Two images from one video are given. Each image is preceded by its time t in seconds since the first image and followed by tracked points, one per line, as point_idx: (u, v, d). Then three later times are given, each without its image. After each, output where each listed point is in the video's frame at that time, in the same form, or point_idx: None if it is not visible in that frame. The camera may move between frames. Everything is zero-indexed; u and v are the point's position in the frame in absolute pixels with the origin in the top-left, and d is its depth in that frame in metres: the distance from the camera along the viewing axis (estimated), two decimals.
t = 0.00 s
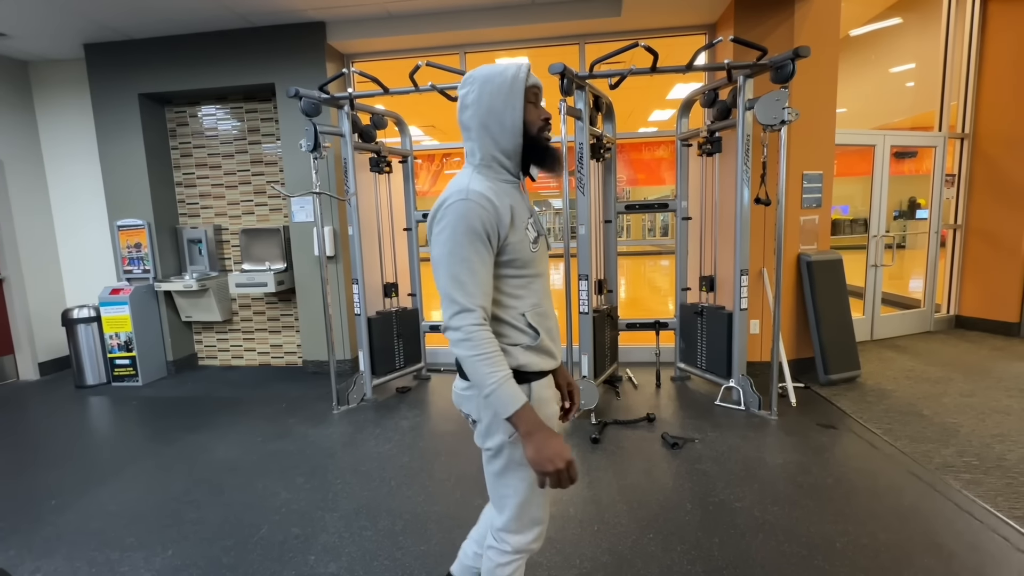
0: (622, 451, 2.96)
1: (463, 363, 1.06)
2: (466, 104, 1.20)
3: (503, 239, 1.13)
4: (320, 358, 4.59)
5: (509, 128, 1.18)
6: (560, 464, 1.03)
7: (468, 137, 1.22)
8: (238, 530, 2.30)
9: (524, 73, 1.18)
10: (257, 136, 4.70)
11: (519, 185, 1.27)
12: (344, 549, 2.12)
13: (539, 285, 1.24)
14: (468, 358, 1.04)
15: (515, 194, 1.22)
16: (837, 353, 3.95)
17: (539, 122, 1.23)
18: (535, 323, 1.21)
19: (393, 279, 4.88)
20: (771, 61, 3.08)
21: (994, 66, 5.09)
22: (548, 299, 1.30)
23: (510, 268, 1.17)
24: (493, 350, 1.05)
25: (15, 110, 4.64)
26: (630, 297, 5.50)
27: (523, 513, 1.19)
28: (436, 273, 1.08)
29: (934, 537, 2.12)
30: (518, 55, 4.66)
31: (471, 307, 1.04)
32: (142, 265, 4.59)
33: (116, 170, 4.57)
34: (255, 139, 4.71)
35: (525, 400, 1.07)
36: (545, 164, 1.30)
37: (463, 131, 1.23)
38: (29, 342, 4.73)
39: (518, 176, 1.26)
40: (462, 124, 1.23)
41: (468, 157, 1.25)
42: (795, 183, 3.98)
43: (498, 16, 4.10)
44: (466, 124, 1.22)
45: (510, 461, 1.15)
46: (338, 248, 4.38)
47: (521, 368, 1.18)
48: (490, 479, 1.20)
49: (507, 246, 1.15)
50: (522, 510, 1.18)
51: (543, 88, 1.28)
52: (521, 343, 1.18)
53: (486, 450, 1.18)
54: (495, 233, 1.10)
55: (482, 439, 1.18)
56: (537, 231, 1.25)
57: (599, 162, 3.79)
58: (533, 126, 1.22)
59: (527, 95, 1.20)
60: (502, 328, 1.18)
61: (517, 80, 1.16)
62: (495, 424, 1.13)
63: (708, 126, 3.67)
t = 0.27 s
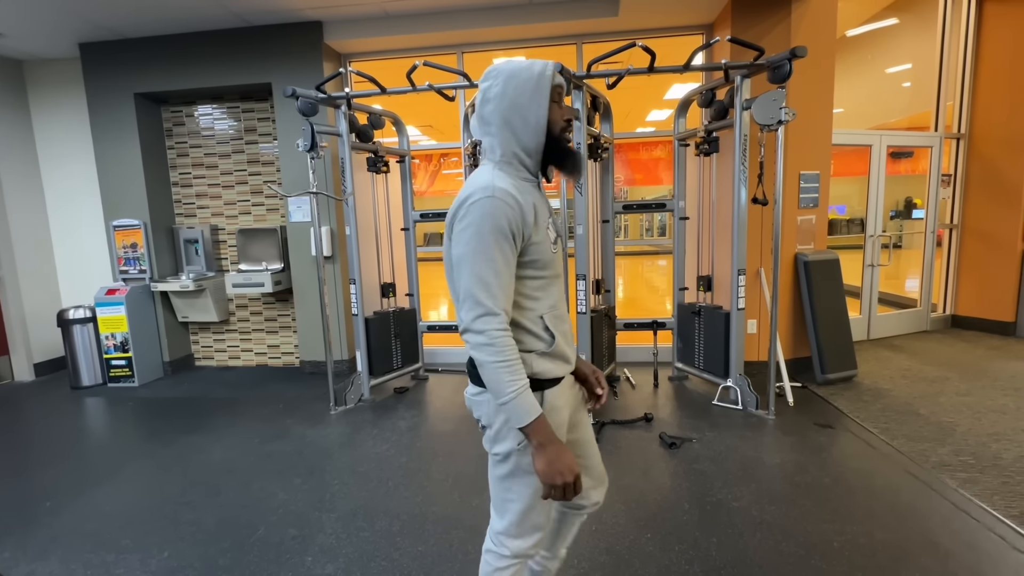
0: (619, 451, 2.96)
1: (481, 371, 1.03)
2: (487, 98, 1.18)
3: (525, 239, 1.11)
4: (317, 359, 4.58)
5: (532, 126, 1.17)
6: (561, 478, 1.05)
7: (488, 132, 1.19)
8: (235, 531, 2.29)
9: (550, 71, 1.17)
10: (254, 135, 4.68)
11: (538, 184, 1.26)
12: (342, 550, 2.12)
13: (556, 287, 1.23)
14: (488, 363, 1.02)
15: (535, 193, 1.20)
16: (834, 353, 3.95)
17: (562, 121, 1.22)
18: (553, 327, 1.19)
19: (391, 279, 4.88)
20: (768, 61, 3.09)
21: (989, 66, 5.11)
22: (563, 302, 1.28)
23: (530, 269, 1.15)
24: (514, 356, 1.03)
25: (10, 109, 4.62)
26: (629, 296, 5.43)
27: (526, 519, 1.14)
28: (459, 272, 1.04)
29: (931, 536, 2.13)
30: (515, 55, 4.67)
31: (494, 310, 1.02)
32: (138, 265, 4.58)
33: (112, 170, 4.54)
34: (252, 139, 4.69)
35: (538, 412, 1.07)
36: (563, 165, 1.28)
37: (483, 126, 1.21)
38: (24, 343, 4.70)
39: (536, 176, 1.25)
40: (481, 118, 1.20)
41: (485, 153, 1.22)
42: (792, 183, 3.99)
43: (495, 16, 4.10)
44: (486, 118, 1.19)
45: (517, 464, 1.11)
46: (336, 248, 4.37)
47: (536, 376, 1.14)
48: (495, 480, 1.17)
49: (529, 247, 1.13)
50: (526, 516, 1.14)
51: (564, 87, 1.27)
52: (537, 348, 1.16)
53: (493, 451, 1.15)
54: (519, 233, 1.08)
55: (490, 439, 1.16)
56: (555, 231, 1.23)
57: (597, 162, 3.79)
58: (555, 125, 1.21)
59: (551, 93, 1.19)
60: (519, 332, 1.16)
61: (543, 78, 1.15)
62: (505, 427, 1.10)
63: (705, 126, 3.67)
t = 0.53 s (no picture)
0: (617, 450, 2.96)
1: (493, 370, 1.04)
2: (522, 97, 1.17)
3: (551, 240, 1.11)
4: (314, 359, 4.57)
5: (566, 127, 1.16)
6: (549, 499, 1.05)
7: (522, 131, 1.19)
8: (231, 532, 2.28)
9: (585, 73, 1.16)
10: (250, 135, 4.67)
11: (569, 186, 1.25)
12: (339, 551, 2.11)
13: (580, 291, 1.21)
14: (501, 362, 1.03)
15: (565, 195, 1.19)
16: (831, 353, 3.96)
17: (597, 124, 1.21)
18: (573, 331, 1.18)
19: (388, 279, 4.86)
20: (765, 61, 3.09)
21: (985, 66, 5.13)
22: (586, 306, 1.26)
23: (554, 271, 1.15)
24: (526, 358, 1.04)
25: (3, 109, 4.58)
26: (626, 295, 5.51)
27: (527, 520, 1.15)
28: (481, 269, 1.04)
29: (928, 535, 2.13)
30: (513, 55, 4.67)
31: (513, 310, 1.02)
32: (133, 265, 4.55)
33: (107, 169, 4.52)
34: (248, 138, 4.67)
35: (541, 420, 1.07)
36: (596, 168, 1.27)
37: (516, 124, 1.20)
38: (18, 344, 4.67)
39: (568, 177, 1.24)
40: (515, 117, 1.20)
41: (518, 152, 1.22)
42: (789, 183, 3.99)
43: (492, 15, 4.09)
44: (519, 116, 1.19)
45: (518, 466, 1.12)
46: (333, 248, 4.35)
47: (551, 379, 1.13)
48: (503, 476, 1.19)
49: (555, 248, 1.13)
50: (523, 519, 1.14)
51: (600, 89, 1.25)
52: (555, 351, 1.15)
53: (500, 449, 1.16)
54: (545, 233, 1.07)
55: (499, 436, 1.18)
56: (584, 234, 1.22)
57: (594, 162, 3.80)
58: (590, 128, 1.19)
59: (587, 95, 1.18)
60: (537, 334, 1.15)
61: (579, 80, 1.15)
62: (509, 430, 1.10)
63: (702, 126, 3.67)
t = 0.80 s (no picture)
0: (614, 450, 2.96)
1: (529, 358, 1.03)
2: (553, 95, 1.17)
3: (581, 231, 1.11)
4: (310, 359, 4.55)
5: (596, 124, 1.16)
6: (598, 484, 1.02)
7: (552, 128, 1.19)
8: (226, 534, 2.27)
9: (615, 70, 1.17)
10: (246, 135, 4.65)
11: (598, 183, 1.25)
12: (335, 552, 2.10)
13: (609, 284, 1.21)
14: (536, 349, 1.02)
15: (595, 190, 1.19)
16: (827, 352, 3.97)
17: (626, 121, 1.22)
18: (602, 323, 1.17)
19: (384, 279, 4.85)
20: (761, 62, 3.09)
21: (979, 67, 5.16)
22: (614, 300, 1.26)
23: (584, 263, 1.15)
24: (561, 345, 1.03)
25: None
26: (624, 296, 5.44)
27: (550, 513, 1.15)
28: (513, 260, 1.05)
29: (923, 533, 2.14)
30: (510, 55, 4.69)
31: (547, 298, 1.02)
32: (128, 265, 4.52)
33: (101, 169, 4.49)
34: (244, 138, 4.65)
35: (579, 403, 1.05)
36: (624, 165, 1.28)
37: (547, 122, 1.21)
38: (11, 345, 4.63)
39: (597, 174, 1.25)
40: (546, 115, 1.20)
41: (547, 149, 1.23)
42: (785, 183, 4.01)
43: (489, 15, 4.09)
44: (550, 115, 1.19)
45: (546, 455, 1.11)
46: (329, 248, 4.34)
47: (581, 371, 1.14)
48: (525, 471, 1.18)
49: (584, 240, 1.13)
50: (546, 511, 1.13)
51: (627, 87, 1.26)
52: (584, 342, 1.15)
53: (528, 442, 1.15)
54: (575, 224, 1.08)
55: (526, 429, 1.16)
56: (612, 228, 1.22)
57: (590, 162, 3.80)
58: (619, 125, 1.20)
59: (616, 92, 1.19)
60: (567, 325, 1.15)
61: (609, 77, 1.15)
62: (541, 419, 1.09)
63: (699, 126, 3.68)
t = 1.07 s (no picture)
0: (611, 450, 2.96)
1: (574, 348, 1.09)
2: (579, 97, 1.21)
3: (616, 226, 1.17)
4: (307, 360, 4.54)
5: (623, 123, 1.21)
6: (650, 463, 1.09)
7: (580, 129, 1.23)
8: (221, 535, 2.26)
9: (638, 71, 1.22)
10: (242, 134, 4.63)
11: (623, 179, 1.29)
12: (331, 553, 2.09)
13: (641, 276, 1.26)
14: (580, 339, 1.08)
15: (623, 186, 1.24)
16: (823, 351, 3.99)
17: (648, 121, 1.28)
18: (637, 313, 1.22)
19: (381, 279, 4.84)
20: (757, 62, 3.10)
21: (973, 67, 5.18)
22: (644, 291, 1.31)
23: (619, 256, 1.20)
24: (603, 335, 1.08)
25: None
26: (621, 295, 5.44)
27: (617, 511, 1.20)
28: (555, 254, 1.10)
29: (918, 532, 2.15)
30: (506, 55, 4.69)
31: (588, 290, 1.08)
32: (123, 265, 4.50)
33: (95, 169, 4.46)
34: (239, 137, 4.63)
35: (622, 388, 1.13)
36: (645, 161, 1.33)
37: (575, 122, 1.24)
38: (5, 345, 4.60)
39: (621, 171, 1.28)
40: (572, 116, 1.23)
41: (573, 149, 1.26)
42: (781, 183, 4.02)
43: (485, 15, 4.08)
44: (578, 115, 1.22)
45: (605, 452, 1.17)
46: (325, 247, 4.33)
47: (621, 361, 1.20)
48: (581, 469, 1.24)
49: (618, 234, 1.19)
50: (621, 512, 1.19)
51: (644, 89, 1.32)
52: (622, 332, 1.21)
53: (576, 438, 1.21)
54: (611, 219, 1.14)
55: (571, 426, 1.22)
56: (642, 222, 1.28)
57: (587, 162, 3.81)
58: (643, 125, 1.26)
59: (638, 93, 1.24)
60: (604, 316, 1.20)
61: (633, 78, 1.20)
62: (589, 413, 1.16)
63: (695, 125, 3.69)
